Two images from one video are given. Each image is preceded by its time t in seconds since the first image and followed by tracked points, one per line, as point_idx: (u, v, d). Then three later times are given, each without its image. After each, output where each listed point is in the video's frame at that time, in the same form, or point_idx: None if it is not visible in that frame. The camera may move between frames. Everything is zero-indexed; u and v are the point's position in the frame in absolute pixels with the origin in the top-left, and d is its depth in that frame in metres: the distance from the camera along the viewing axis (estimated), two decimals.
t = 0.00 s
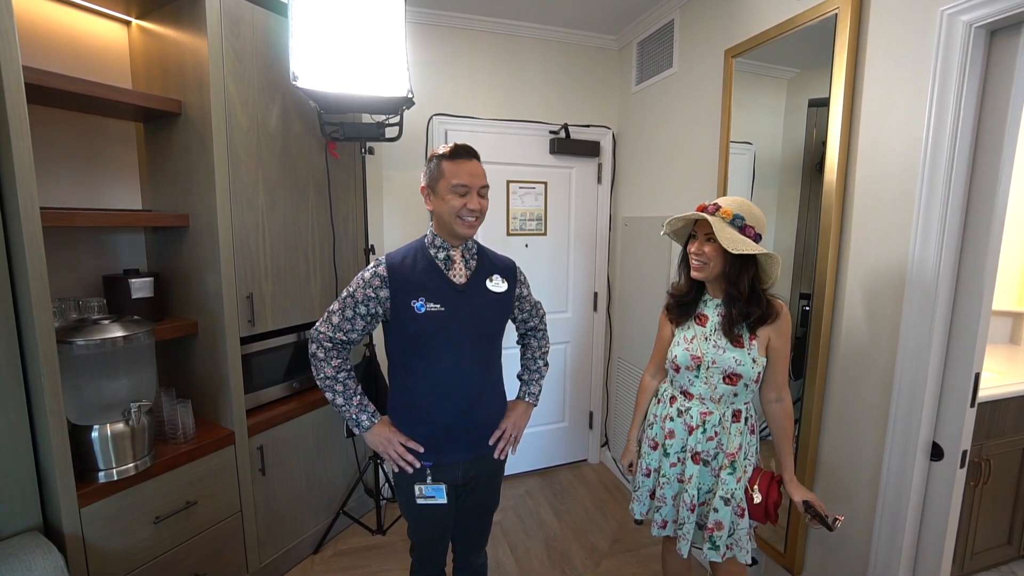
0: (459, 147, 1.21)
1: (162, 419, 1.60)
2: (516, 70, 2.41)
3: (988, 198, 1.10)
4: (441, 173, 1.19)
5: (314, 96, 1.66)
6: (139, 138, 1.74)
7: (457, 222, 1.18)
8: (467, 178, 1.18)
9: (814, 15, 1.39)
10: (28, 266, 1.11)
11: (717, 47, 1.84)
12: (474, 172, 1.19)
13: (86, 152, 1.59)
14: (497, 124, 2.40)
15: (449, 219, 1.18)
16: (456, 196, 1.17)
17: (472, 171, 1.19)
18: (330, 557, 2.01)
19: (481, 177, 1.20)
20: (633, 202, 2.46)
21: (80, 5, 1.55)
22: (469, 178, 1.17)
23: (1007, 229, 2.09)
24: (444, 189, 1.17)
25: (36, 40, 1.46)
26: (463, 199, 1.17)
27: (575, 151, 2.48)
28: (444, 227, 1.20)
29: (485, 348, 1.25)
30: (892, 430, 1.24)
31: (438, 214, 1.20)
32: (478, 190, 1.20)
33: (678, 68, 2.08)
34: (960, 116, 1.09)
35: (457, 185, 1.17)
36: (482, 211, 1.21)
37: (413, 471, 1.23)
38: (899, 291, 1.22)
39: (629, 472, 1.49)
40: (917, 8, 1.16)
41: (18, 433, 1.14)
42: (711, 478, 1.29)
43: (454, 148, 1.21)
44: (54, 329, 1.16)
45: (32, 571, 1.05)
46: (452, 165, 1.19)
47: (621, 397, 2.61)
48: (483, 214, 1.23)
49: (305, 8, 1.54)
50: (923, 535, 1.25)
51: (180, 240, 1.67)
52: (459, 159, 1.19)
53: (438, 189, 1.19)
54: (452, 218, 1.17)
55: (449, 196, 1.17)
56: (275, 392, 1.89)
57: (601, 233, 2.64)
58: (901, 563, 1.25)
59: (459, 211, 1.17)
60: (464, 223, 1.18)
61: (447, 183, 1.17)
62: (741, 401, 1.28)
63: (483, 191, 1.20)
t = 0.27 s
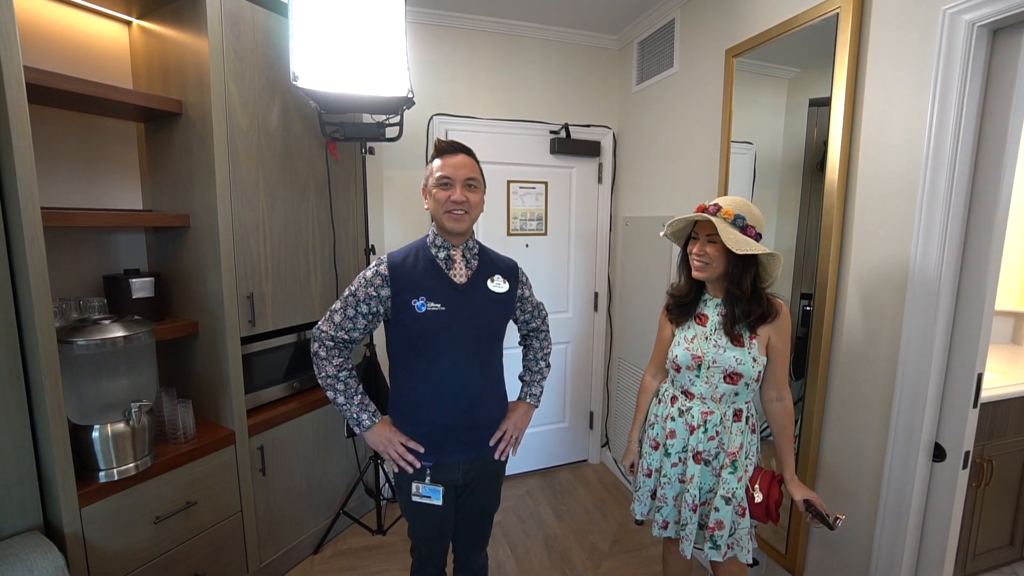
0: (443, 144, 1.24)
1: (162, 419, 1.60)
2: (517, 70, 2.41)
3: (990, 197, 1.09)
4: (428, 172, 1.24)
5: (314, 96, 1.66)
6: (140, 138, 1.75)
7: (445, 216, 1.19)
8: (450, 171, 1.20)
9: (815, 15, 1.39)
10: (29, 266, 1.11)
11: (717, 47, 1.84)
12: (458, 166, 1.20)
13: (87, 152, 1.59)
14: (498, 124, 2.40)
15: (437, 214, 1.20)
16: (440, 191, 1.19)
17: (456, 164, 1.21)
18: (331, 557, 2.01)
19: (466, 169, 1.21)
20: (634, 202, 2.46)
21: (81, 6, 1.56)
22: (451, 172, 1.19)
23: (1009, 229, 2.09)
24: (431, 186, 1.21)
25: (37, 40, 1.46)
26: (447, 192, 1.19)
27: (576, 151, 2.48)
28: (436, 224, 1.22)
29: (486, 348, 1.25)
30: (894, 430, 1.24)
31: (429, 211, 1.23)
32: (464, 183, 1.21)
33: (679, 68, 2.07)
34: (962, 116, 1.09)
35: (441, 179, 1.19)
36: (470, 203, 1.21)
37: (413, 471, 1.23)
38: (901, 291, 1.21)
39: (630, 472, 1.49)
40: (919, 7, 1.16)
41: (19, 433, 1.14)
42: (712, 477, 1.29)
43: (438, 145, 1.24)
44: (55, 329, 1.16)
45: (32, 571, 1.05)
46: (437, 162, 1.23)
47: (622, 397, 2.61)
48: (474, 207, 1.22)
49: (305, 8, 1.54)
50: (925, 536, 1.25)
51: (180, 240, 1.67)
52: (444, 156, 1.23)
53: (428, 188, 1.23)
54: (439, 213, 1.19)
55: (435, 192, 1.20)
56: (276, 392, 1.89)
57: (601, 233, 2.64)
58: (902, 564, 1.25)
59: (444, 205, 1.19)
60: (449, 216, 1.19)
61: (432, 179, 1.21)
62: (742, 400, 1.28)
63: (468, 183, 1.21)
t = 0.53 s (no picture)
0: (429, 147, 1.25)
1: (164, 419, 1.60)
2: (518, 70, 2.41)
3: (991, 197, 1.09)
4: (421, 177, 1.26)
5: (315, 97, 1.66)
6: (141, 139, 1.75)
7: (440, 217, 1.20)
8: (440, 172, 1.21)
9: (815, 15, 1.39)
10: (31, 267, 1.11)
11: (718, 46, 1.84)
12: (447, 165, 1.21)
13: (88, 153, 1.60)
14: (499, 125, 2.40)
15: (433, 216, 1.21)
16: (433, 192, 1.21)
17: (445, 164, 1.21)
18: (332, 557, 2.01)
19: (456, 167, 1.21)
20: (635, 202, 2.46)
21: (80, 6, 1.55)
22: (440, 172, 1.20)
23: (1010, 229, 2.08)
24: (425, 189, 1.23)
25: (38, 41, 1.47)
26: (439, 193, 1.20)
27: (576, 151, 2.48)
28: (434, 225, 1.24)
29: (487, 347, 1.25)
30: (895, 430, 1.24)
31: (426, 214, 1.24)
32: (456, 181, 1.21)
33: (680, 68, 2.07)
34: (963, 116, 1.09)
35: (432, 181, 1.21)
36: (465, 200, 1.20)
37: (413, 470, 1.23)
38: (902, 291, 1.21)
39: (631, 473, 1.49)
40: (919, 8, 1.16)
41: (22, 433, 1.14)
42: (714, 476, 1.29)
43: (425, 148, 1.25)
44: (57, 330, 1.17)
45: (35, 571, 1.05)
46: (427, 165, 1.24)
47: (623, 397, 2.61)
48: (468, 203, 1.21)
49: (306, 9, 1.54)
50: (926, 536, 1.25)
51: (182, 241, 1.67)
52: (433, 158, 1.24)
53: (422, 192, 1.24)
54: (434, 214, 1.20)
55: (429, 194, 1.22)
56: (277, 393, 1.90)
57: (602, 233, 2.64)
58: (904, 564, 1.25)
59: (438, 205, 1.19)
60: (443, 215, 1.19)
61: (425, 182, 1.23)
62: (743, 399, 1.28)
63: (459, 181, 1.21)
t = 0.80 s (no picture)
0: (423, 152, 1.24)
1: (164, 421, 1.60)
2: (517, 71, 2.41)
3: (989, 199, 1.09)
4: (416, 182, 1.26)
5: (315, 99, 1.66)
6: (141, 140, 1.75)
7: (439, 221, 1.20)
8: (434, 177, 1.21)
9: (814, 17, 1.39)
10: (31, 269, 1.12)
11: (717, 48, 1.84)
12: (442, 170, 1.21)
13: (88, 155, 1.60)
14: (498, 126, 2.40)
15: (432, 220, 1.21)
16: (429, 197, 1.21)
17: (439, 168, 1.22)
18: (332, 558, 2.01)
19: (451, 171, 1.22)
20: (634, 203, 2.46)
21: (79, 7, 1.55)
22: (435, 176, 1.21)
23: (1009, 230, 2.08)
24: (421, 195, 1.24)
25: (38, 43, 1.47)
26: (436, 198, 1.20)
27: (576, 152, 2.48)
28: (433, 229, 1.24)
29: (485, 349, 1.25)
30: (893, 431, 1.24)
31: (424, 219, 1.24)
32: (451, 185, 1.21)
33: (679, 69, 2.08)
34: (960, 118, 1.09)
35: (427, 187, 1.21)
36: (462, 203, 1.20)
37: (412, 472, 1.23)
38: (899, 293, 1.22)
39: (631, 474, 1.49)
40: (917, 10, 1.16)
41: (21, 435, 1.14)
42: (714, 477, 1.29)
43: (418, 153, 1.25)
44: (57, 331, 1.17)
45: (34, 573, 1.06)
46: (421, 171, 1.24)
47: (622, 397, 2.62)
48: (466, 205, 1.22)
49: (305, 12, 1.55)
50: (925, 537, 1.25)
51: (182, 242, 1.68)
52: (427, 163, 1.24)
53: (419, 197, 1.25)
54: (432, 219, 1.21)
55: (426, 199, 1.22)
56: (277, 394, 1.90)
57: (602, 234, 2.65)
58: (902, 565, 1.25)
59: (435, 210, 1.19)
60: (441, 220, 1.20)
61: (420, 188, 1.23)
62: (742, 400, 1.28)
63: (455, 184, 1.21)
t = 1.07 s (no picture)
0: (422, 149, 1.25)
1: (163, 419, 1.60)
2: (517, 71, 2.42)
3: (986, 197, 1.10)
4: (415, 179, 1.26)
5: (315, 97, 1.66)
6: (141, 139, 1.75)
7: (437, 217, 1.20)
8: (433, 173, 1.21)
9: (813, 17, 1.39)
10: (30, 267, 1.12)
11: (716, 48, 1.85)
12: (441, 167, 1.22)
13: (88, 153, 1.60)
14: (498, 125, 2.40)
15: (430, 217, 1.21)
16: (428, 194, 1.22)
17: (438, 165, 1.22)
18: (331, 557, 2.02)
19: (450, 168, 1.22)
20: (633, 203, 2.46)
21: (78, 5, 1.55)
22: (433, 173, 1.21)
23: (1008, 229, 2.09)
24: (420, 191, 1.24)
25: (38, 42, 1.47)
26: (435, 194, 1.20)
27: (575, 152, 2.49)
28: (431, 226, 1.24)
29: (484, 347, 1.25)
30: (891, 430, 1.25)
31: (422, 216, 1.24)
32: (449, 182, 1.22)
33: (678, 69, 2.08)
34: (958, 117, 1.09)
35: (426, 183, 1.22)
36: (460, 200, 1.21)
37: (411, 469, 1.24)
38: (898, 291, 1.22)
39: (630, 473, 1.49)
40: (915, 9, 1.16)
41: (20, 433, 1.14)
42: (713, 476, 1.29)
43: (417, 150, 1.25)
44: (56, 329, 1.17)
45: (33, 570, 1.06)
46: (420, 168, 1.24)
47: (621, 397, 2.62)
48: (464, 202, 1.22)
49: (305, 11, 1.55)
50: (922, 535, 1.25)
51: (181, 241, 1.68)
52: (426, 160, 1.24)
53: (417, 194, 1.25)
54: (431, 215, 1.21)
55: (425, 196, 1.22)
56: (276, 393, 1.90)
57: (601, 233, 2.65)
58: (900, 563, 1.25)
59: (434, 207, 1.20)
60: (440, 216, 1.20)
61: (419, 185, 1.23)
62: (742, 399, 1.29)
63: (454, 181, 1.22)
